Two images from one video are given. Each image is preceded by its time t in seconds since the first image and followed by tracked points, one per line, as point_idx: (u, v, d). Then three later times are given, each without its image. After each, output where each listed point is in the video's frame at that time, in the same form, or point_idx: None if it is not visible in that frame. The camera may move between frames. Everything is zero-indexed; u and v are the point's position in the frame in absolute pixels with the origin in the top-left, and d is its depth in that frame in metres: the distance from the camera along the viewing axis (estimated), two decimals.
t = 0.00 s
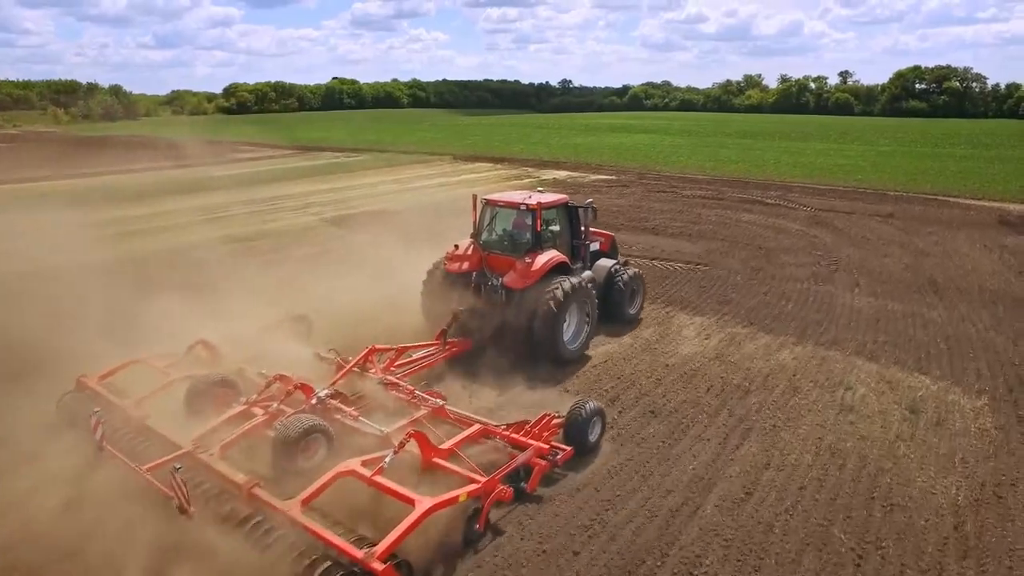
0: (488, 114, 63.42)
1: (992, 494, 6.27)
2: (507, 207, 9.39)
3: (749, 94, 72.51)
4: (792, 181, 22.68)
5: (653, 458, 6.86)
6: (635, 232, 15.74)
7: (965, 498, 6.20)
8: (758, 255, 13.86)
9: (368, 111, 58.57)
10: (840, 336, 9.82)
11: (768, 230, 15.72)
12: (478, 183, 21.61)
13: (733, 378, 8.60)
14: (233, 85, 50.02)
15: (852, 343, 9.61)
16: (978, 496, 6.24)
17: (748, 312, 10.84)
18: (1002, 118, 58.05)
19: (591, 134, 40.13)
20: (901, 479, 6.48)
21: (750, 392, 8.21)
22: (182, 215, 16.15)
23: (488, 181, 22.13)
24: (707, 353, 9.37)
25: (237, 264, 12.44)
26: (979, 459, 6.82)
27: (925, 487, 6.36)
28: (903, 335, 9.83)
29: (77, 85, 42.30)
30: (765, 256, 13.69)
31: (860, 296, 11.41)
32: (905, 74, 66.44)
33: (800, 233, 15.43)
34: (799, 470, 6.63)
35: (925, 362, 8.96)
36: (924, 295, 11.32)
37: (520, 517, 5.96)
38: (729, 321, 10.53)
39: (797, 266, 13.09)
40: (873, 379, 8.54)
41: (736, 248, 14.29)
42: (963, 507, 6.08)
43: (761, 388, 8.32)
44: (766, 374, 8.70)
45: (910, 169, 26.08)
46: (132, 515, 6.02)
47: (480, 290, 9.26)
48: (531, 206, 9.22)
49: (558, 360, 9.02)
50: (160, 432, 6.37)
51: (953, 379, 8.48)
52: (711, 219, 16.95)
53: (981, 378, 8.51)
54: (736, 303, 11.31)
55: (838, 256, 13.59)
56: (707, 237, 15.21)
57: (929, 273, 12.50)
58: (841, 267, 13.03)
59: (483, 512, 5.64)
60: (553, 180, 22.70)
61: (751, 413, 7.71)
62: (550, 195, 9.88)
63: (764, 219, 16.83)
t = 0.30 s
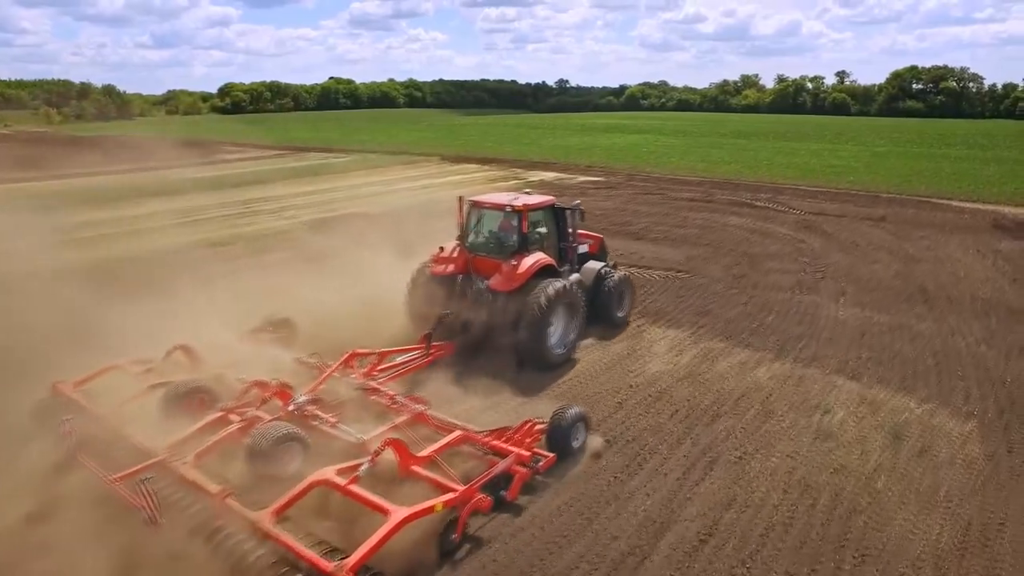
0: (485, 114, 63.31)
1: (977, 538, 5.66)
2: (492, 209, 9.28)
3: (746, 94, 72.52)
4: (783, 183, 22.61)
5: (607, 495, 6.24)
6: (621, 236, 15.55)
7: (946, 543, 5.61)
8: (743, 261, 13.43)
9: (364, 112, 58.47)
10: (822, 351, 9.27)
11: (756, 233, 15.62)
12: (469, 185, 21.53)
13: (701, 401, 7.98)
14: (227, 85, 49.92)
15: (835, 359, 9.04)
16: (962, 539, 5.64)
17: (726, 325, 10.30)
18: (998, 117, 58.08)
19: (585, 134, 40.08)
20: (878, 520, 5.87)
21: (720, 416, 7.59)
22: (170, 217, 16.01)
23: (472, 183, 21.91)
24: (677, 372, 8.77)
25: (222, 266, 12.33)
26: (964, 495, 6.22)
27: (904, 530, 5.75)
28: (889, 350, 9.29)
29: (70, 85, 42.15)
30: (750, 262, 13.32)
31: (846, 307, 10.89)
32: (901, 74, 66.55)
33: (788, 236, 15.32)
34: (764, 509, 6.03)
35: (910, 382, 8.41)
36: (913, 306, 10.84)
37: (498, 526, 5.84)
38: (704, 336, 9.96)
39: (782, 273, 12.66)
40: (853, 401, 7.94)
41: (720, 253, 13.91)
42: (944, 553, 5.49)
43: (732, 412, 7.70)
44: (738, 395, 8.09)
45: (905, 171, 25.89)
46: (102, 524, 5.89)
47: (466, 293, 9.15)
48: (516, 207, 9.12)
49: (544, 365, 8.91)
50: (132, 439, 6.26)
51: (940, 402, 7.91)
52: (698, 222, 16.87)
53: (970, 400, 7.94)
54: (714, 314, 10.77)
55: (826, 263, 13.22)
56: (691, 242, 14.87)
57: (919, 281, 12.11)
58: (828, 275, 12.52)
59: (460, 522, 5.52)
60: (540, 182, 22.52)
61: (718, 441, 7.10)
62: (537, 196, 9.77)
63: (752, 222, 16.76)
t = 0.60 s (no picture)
0: (480, 114, 63.19)
1: None
2: (474, 212, 9.14)
3: (742, 94, 72.46)
4: (773, 185, 22.52)
5: (553, 538, 5.72)
6: (604, 241, 15.39)
7: None
8: (723, 268, 13.16)
9: (359, 112, 58.31)
10: (798, 370, 8.80)
11: (740, 238, 15.51)
12: (458, 187, 21.40)
13: (663, 427, 7.43)
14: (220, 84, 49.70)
15: (811, 378, 8.55)
16: None
17: (698, 339, 9.86)
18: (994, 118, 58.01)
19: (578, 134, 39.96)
20: (845, 571, 5.34)
21: (681, 445, 7.06)
22: (154, 220, 15.91)
23: (456, 185, 21.78)
24: (641, 394, 8.24)
25: (202, 269, 12.18)
26: (941, 539, 5.69)
27: None
28: (869, 368, 8.83)
29: (62, 84, 41.91)
30: (732, 269, 13.07)
31: (828, 319, 10.49)
32: (898, 74, 66.56)
33: (772, 241, 15.19)
34: (720, 556, 5.50)
35: (890, 405, 7.90)
36: (898, 318, 10.46)
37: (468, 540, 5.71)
38: (674, 352, 9.47)
39: (762, 281, 12.34)
40: (827, 427, 7.42)
41: (700, 260, 13.65)
42: None
43: (695, 440, 7.17)
44: (703, 420, 7.57)
45: (897, 172, 25.77)
46: (63, 536, 5.75)
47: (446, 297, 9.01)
48: (498, 211, 8.98)
49: (526, 371, 8.79)
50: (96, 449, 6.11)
51: (921, 427, 7.40)
52: (682, 226, 16.76)
53: (953, 427, 7.41)
54: (688, 327, 10.36)
55: (810, 270, 13.00)
56: (672, 248, 14.66)
57: (907, 289, 11.85)
58: (812, 284, 12.21)
59: (429, 535, 5.39)
60: (525, 184, 22.36)
61: (676, 474, 6.57)
62: (519, 199, 9.64)
63: (737, 226, 16.65)
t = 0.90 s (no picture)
0: (475, 113, 63.03)
1: None
2: (449, 214, 8.98)
3: (737, 94, 72.46)
4: (762, 187, 22.41)
5: None
6: (585, 246, 15.22)
7: None
8: (699, 277, 12.97)
9: (353, 112, 58.16)
10: (767, 391, 8.40)
11: (722, 243, 15.39)
12: (446, 189, 21.26)
13: (615, 457, 6.96)
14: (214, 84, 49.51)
15: (780, 402, 8.12)
16: None
17: (664, 356, 9.45)
18: (989, 119, 58.06)
19: (569, 135, 39.84)
20: None
21: (631, 478, 6.59)
22: (133, 223, 15.72)
23: (440, 187, 21.66)
24: (596, 418, 7.77)
25: (176, 274, 11.98)
26: None
27: None
28: (844, 390, 8.43)
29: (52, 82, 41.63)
30: (708, 278, 12.89)
31: (805, 333, 10.22)
32: (893, 74, 66.69)
33: (754, 247, 15.07)
34: None
35: (863, 433, 7.46)
36: (878, 332, 10.22)
37: (430, 557, 5.53)
38: (636, 371, 9.04)
39: (740, 291, 12.13)
40: (793, 458, 6.96)
41: (677, 268, 13.47)
42: None
43: (646, 473, 6.70)
44: (658, 449, 7.10)
45: (888, 174, 25.66)
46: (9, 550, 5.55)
47: (421, 302, 8.82)
48: (473, 213, 8.82)
49: (502, 377, 8.63)
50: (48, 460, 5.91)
51: (894, 459, 6.96)
52: (662, 230, 16.65)
53: (928, 459, 6.96)
54: (655, 342, 9.99)
55: (790, 279, 12.82)
56: (649, 255, 14.50)
57: (890, 300, 11.64)
58: (792, 294, 12.00)
59: (386, 550, 5.21)
60: (510, 187, 22.22)
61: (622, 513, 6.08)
62: (497, 200, 9.47)
63: (720, 231, 16.54)
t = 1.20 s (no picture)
0: (471, 112, 62.83)
1: None
2: (428, 214, 8.82)
3: (734, 93, 72.38)
4: (752, 187, 22.29)
5: None
6: (569, 249, 15.06)
7: None
8: (677, 282, 12.79)
9: (348, 111, 57.94)
10: (737, 411, 7.85)
11: (704, 246, 15.26)
12: (435, 189, 21.09)
13: (562, 488, 6.40)
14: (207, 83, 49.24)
15: (749, 424, 7.56)
16: None
17: (630, 372, 8.92)
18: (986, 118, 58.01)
19: (561, 133, 39.68)
20: None
21: (578, 513, 6.03)
22: (115, 224, 15.53)
23: (422, 187, 21.52)
24: (549, 442, 7.21)
25: (154, 275, 11.80)
26: None
27: None
28: (821, 409, 7.90)
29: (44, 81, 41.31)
30: (688, 283, 12.65)
31: (784, 343, 9.80)
32: (890, 73, 66.72)
33: (737, 250, 14.95)
34: None
35: (838, 459, 6.89)
36: (862, 343, 9.83)
37: (399, 566, 5.39)
38: (599, 388, 8.48)
39: (718, 298, 11.84)
40: (758, 489, 6.39)
41: (654, 274, 13.28)
42: None
43: (594, 507, 6.12)
44: (612, 479, 6.54)
45: (881, 174, 25.50)
46: None
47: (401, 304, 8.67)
48: (452, 213, 8.65)
49: (482, 380, 8.49)
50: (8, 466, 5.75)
51: (870, 490, 6.39)
52: (643, 232, 16.53)
53: (906, 490, 6.38)
54: (622, 355, 9.47)
55: (773, 285, 12.62)
56: (624, 260, 14.31)
57: (876, 307, 11.44)
58: (773, 299, 11.86)
59: (352, 559, 5.06)
60: (494, 187, 21.98)
61: (563, 555, 5.53)
62: (478, 200, 9.32)
63: (704, 232, 16.40)
